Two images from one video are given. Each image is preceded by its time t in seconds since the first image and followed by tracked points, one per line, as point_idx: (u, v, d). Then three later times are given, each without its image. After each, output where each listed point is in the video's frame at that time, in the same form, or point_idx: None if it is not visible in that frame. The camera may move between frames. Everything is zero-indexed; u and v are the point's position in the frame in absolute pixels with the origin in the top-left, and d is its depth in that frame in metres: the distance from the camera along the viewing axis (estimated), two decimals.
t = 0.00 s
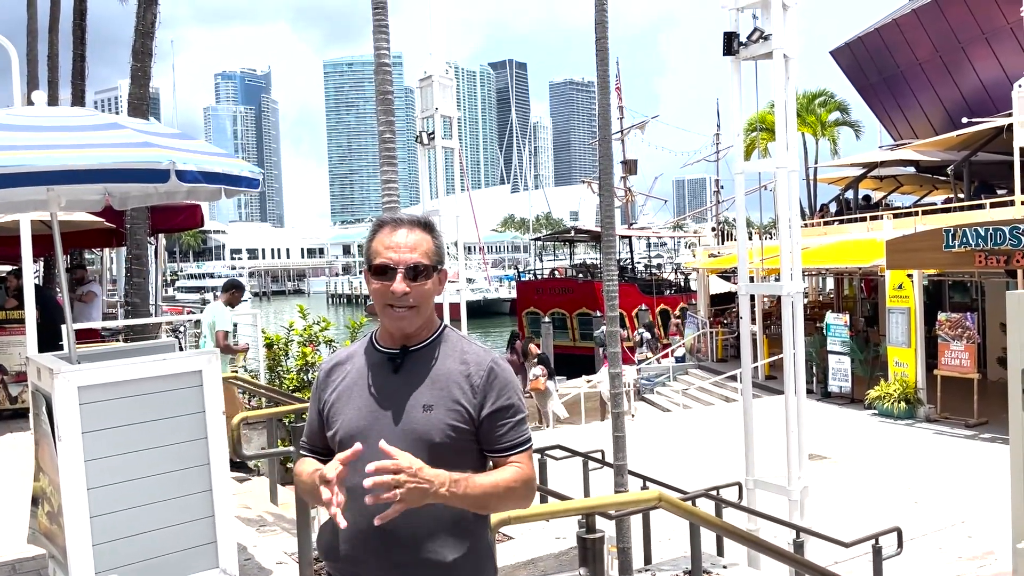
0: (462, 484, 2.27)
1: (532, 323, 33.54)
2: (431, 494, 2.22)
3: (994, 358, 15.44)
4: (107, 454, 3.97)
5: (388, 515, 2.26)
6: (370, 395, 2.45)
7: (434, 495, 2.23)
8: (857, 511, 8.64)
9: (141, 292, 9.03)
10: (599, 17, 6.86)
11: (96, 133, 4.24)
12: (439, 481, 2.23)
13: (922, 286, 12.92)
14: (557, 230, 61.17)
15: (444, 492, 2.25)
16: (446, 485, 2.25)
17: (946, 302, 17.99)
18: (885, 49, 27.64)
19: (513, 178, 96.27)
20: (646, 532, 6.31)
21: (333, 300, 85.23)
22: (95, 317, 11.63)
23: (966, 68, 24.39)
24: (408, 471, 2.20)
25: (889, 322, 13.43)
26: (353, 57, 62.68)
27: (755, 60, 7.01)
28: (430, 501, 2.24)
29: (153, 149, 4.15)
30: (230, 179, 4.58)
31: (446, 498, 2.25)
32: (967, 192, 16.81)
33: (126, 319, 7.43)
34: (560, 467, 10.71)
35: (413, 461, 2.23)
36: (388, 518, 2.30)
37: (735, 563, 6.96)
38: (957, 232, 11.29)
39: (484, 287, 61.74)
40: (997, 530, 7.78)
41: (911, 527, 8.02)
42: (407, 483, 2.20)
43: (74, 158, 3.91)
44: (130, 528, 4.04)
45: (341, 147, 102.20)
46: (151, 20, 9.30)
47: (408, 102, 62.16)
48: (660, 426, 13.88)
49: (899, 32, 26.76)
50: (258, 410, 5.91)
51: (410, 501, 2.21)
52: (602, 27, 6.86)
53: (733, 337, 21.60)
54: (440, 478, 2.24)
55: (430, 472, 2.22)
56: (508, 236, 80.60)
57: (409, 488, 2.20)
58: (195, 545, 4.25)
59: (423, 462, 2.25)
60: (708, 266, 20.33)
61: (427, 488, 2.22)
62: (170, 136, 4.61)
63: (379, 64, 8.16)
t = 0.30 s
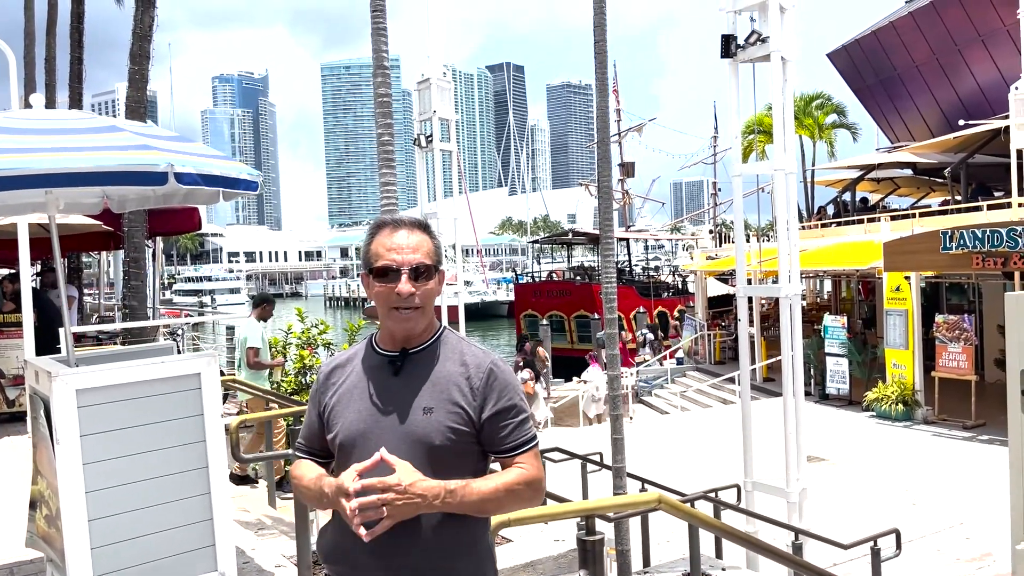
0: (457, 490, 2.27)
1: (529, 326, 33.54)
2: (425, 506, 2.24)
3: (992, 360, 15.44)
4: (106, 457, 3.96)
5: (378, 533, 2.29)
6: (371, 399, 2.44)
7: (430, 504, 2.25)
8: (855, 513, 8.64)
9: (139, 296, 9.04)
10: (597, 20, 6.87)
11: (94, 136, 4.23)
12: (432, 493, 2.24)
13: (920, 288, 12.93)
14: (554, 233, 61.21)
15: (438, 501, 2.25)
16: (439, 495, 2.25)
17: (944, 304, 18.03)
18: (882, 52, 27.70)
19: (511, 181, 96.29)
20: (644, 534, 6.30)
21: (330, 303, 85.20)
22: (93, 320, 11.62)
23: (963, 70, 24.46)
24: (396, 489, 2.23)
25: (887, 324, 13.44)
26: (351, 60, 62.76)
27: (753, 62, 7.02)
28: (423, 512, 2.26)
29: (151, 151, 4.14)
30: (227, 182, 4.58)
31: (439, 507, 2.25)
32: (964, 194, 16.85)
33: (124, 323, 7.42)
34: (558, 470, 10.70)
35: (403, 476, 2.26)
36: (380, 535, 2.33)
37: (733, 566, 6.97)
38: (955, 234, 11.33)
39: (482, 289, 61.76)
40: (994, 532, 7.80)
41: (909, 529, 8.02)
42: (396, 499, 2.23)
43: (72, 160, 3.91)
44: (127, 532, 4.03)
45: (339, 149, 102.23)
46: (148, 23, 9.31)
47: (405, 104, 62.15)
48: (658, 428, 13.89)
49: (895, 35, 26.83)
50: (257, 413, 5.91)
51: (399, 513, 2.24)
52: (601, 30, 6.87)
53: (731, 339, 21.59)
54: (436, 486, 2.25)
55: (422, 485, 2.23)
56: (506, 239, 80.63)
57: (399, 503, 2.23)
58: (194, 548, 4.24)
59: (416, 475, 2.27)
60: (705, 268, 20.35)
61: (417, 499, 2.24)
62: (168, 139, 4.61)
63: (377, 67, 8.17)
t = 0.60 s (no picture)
0: (458, 495, 2.27)
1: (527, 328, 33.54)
2: (426, 511, 2.24)
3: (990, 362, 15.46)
4: (104, 461, 3.95)
5: (379, 538, 2.29)
6: (370, 402, 2.44)
7: (431, 510, 2.24)
8: (853, 515, 8.65)
9: (136, 299, 9.04)
10: (595, 23, 6.88)
11: (91, 139, 4.23)
12: (433, 498, 2.24)
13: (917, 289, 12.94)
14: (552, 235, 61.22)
15: (439, 507, 2.25)
16: (440, 500, 2.25)
17: (942, 305, 18.06)
18: (878, 54, 27.78)
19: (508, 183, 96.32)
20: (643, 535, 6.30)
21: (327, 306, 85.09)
22: (90, 323, 11.60)
23: (959, 73, 24.52)
24: (397, 495, 2.23)
25: (884, 326, 13.47)
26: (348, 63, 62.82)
27: (750, 65, 7.04)
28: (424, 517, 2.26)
29: (149, 154, 4.14)
30: (226, 184, 4.57)
31: (441, 512, 2.25)
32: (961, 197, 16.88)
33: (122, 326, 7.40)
34: (556, 472, 10.70)
35: (404, 481, 2.26)
36: (381, 540, 2.34)
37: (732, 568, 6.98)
38: (952, 236, 11.36)
39: (480, 292, 61.74)
40: (993, 533, 7.80)
41: (908, 531, 8.02)
42: (398, 505, 2.23)
43: (71, 164, 3.91)
44: (125, 536, 4.02)
45: (336, 152, 102.23)
46: (145, 26, 9.32)
47: (402, 107, 62.17)
48: (656, 430, 13.89)
49: (892, 38, 26.89)
50: (254, 416, 5.89)
51: (401, 518, 2.24)
52: (599, 33, 6.88)
53: (729, 341, 21.59)
54: (436, 492, 2.25)
55: (424, 490, 2.24)
56: (504, 241, 80.64)
57: (400, 509, 2.23)
58: (193, 552, 4.23)
59: (417, 480, 2.27)
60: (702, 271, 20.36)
61: (419, 505, 2.23)
62: (167, 142, 4.61)
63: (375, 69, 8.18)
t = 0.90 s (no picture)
0: (456, 498, 2.27)
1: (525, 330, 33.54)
2: (424, 514, 2.24)
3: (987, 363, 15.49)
4: (102, 464, 3.95)
5: (378, 543, 2.29)
6: (368, 405, 2.44)
7: (430, 513, 2.24)
8: (851, 516, 8.65)
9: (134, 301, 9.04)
10: (592, 26, 6.89)
11: (88, 142, 4.22)
12: (431, 501, 2.24)
13: (914, 291, 12.94)
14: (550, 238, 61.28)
15: (437, 509, 2.25)
16: (438, 503, 2.25)
17: (940, 307, 18.10)
18: (875, 57, 27.84)
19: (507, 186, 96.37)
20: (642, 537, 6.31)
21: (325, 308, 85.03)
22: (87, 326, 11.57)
23: (956, 75, 24.59)
24: (395, 498, 2.23)
25: (882, 328, 13.48)
26: (346, 65, 62.90)
27: (747, 67, 7.05)
28: (423, 520, 2.26)
29: (146, 158, 4.13)
30: (226, 187, 4.57)
31: (439, 515, 2.25)
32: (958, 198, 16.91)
33: (120, 328, 7.39)
34: (554, 475, 10.69)
35: (402, 485, 2.26)
36: (380, 544, 2.34)
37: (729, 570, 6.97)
38: (949, 237, 11.36)
39: (478, 294, 61.73)
40: (991, 535, 7.80)
41: (905, 532, 8.02)
42: (396, 509, 2.24)
43: (68, 167, 3.90)
44: (124, 540, 4.01)
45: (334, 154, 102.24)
46: (143, 29, 9.34)
47: (399, 109, 62.22)
48: (654, 432, 13.90)
49: (889, 40, 26.95)
50: (252, 419, 5.87)
51: (400, 522, 2.24)
52: (596, 35, 6.89)
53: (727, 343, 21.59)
54: (436, 493, 2.25)
55: (421, 494, 2.24)
56: (502, 243, 80.68)
57: (399, 512, 2.24)
58: (191, 556, 4.23)
59: (415, 483, 2.27)
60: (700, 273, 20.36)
61: (418, 508, 2.23)
62: (164, 144, 4.61)
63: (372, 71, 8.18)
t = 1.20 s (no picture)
0: (456, 499, 2.27)
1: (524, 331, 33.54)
2: (424, 516, 2.24)
3: (985, 364, 15.51)
4: (101, 467, 3.94)
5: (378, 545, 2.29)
6: (367, 406, 2.44)
7: (430, 515, 2.24)
8: (850, 518, 8.65)
9: (131, 303, 9.03)
10: (589, 27, 6.89)
11: (86, 144, 4.22)
12: (431, 502, 2.24)
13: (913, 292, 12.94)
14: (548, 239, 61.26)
15: (437, 511, 2.25)
16: (438, 504, 2.25)
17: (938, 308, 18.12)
18: (873, 58, 27.87)
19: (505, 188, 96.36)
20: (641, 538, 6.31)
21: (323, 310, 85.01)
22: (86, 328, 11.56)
23: (954, 76, 24.62)
24: (394, 500, 2.23)
25: (880, 329, 13.46)
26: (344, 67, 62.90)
27: (746, 68, 7.06)
28: (423, 522, 2.26)
29: (145, 159, 4.14)
30: (224, 190, 4.57)
31: (440, 517, 2.25)
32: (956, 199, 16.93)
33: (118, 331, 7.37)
34: (553, 476, 10.69)
35: (402, 487, 2.26)
36: (380, 546, 2.33)
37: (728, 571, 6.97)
38: (947, 238, 11.34)
39: (477, 296, 61.71)
40: (989, 535, 7.81)
41: (905, 533, 8.03)
42: (396, 511, 2.23)
43: (66, 170, 3.90)
44: (124, 542, 4.01)
45: (332, 156, 102.20)
46: (141, 30, 9.32)
47: (398, 111, 62.22)
48: (653, 434, 13.89)
49: (887, 41, 26.97)
50: (251, 422, 5.86)
51: (400, 524, 2.24)
52: (594, 37, 6.89)
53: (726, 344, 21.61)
54: (435, 495, 2.25)
55: (422, 495, 2.23)
56: (500, 244, 80.71)
57: (400, 514, 2.23)
58: (191, 558, 4.23)
59: (415, 485, 2.27)
60: (698, 274, 20.36)
61: (418, 509, 2.23)
62: (163, 147, 4.61)
63: (371, 73, 8.17)
